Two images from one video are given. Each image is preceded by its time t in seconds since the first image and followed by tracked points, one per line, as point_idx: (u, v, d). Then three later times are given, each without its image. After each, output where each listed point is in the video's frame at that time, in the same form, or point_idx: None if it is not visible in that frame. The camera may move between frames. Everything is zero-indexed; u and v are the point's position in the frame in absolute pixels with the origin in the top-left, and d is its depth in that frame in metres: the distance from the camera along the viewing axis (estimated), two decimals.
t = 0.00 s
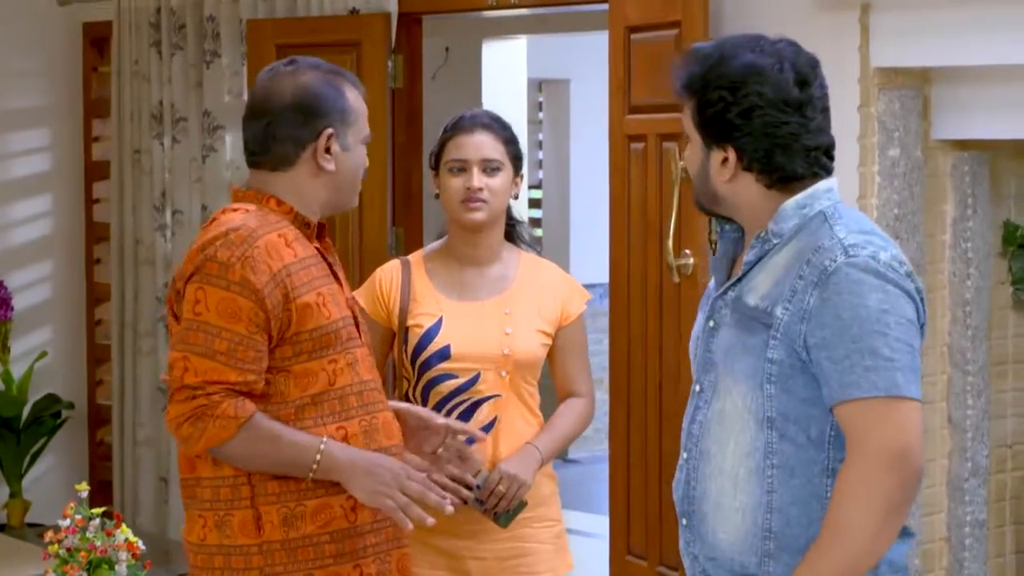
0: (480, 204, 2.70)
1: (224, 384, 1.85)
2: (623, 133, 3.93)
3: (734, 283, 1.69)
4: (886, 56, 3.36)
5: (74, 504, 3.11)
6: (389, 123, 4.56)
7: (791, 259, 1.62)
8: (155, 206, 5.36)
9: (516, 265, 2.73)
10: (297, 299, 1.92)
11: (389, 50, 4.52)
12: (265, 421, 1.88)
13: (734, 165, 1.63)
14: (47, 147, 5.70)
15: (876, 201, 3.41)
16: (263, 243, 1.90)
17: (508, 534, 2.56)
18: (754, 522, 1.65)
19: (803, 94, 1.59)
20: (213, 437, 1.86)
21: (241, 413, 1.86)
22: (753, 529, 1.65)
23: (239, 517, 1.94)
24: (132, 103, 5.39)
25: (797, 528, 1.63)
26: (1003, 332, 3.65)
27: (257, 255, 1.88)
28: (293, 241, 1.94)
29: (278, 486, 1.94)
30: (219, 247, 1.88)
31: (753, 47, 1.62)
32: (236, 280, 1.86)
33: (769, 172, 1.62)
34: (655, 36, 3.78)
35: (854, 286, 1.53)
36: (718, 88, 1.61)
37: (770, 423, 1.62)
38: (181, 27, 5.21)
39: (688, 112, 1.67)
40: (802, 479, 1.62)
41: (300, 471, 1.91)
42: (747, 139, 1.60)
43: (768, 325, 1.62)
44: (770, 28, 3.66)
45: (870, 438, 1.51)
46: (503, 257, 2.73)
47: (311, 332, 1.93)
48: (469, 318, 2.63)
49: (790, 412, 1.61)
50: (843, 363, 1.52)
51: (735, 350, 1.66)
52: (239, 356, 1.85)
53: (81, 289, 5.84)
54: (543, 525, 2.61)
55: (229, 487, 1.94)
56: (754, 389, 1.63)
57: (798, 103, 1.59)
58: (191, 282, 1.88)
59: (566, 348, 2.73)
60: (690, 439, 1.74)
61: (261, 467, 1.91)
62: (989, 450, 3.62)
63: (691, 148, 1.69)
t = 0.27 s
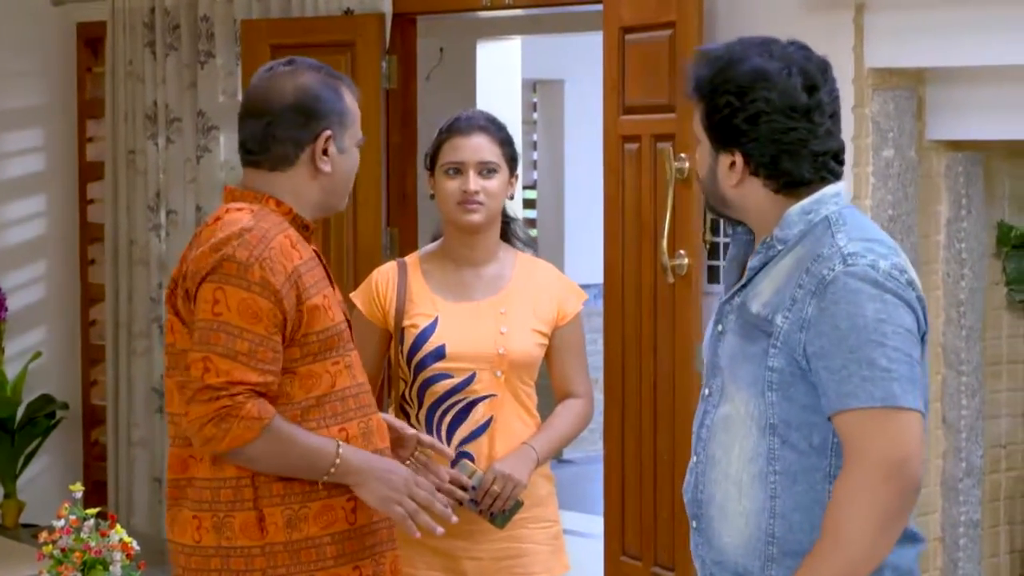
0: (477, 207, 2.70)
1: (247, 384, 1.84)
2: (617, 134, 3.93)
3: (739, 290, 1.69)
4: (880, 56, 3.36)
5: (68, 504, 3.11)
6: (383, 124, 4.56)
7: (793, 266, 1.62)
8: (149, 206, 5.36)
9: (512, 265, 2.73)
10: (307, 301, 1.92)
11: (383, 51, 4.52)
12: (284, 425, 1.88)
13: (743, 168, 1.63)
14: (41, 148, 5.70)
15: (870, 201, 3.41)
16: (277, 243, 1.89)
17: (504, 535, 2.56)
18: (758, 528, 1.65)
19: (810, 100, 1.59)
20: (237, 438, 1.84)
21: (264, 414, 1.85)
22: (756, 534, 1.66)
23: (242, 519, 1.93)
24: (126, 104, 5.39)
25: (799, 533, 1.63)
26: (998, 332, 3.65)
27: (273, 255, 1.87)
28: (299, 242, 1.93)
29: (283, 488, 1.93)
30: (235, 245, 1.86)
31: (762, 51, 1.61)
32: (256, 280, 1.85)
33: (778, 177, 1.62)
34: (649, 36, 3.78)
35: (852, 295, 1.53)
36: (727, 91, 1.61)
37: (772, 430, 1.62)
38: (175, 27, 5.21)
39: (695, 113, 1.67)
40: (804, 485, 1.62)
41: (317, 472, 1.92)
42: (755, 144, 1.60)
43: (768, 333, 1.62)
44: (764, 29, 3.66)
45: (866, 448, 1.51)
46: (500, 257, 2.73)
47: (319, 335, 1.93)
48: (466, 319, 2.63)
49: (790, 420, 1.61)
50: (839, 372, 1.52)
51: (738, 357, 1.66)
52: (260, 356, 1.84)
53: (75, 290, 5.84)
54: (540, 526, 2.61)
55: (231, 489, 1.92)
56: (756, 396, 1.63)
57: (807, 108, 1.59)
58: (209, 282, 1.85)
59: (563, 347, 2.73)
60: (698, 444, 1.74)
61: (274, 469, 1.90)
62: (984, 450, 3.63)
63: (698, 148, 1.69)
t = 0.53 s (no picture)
0: (474, 207, 2.70)
1: (267, 385, 1.83)
2: (613, 133, 3.94)
3: (740, 289, 1.69)
4: (876, 54, 3.37)
5: (65, 504, 3.11)
6: (380, 124, 4.57)
7: (795, 267, 1.62)
8: (146, 206, 5.35)
9: (510, 265, 2.73)
10: (312, 300, 1.91)
11: (380, 50, 4.52)
12: (301, 425, 1.88)
13: (748, 167, 1.63)
14: (39, 147, 5.72)
15: (868, 201, 3.40)
16: (285, 242, 1.88)
17: (501, 534, 2.56)
18: (754, 527, 1.66)
19: (818, 100, 1.58)
20: (261, 439, 1.84)
21: (285, 416, 1.85)
22: (752, 533, 1.66)
23: (245, 519, 1.92)
24: (123, 104, 5.39)
25: (795, 534, 1.63)
26: (995, 331, 3.65)
27: (284, 254, 1.87)
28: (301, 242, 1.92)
29: (287, 488, 1.93)
30: (248, 245, 1.84)
31: (770, 50, 1.60)
32: (270, 280, 1.84)
33: (783, 178, 1.62)
34: (646, 36, 3.79)
35: (850, 298, 1.54)
36: (733, 91, 1.60)
37: (769, 430, 1.63)
38: (172, 27, 5.21)
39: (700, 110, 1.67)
40: (801, 485, 1.62)
41: (335, 472, 1.93)
42: (761, 145, 1.60)
43: (768, 334, 1.62)
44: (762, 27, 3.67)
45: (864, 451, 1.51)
46: (498, 255, 2.73)
47: (321, 334, 1.93)
48: (464, 317, 2.63)
49: (788, 421, 1.61)
50: (837, 375, 1.52)
51: (738, 357, 1.67)
52: (276, 357, 1.84)
53: (72, 290, 5.82)
54: (537, 525, 2.61)
55: (233, 489, 1.92)
56: (755, 396, 1.63)
57: (814, 108, 1.58)
58: (223, 283, 1.83)
59: (562, 346, 2.72)
60: (698, 443, 1.74)
61: (284, 470, 1.90)
62: (981, 449, 3.63)
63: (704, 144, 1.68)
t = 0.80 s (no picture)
0: (473, 208, 2.70)
1: (278, 385, 1.83)
2: (612, 133, 3.94)
3: (747, 282, 1.69)
4: (876, 54, 3.37)
5: (64, 504, 3.11)
6: (379, 123, 4.57)
7: (809, 261, 1.61)
8: (144, 206, 5.35)
9: (510, 265, 2.73)
10: (316, 299, 1.92)
11: (379, 50, 4.52)
12: (310, 425, 1.88)
13: (766, 157, 1.62)
14: (38, 147, 5.72)
15: (867, 201, 3.40)
16: (290, 242, 1.88)
17: (501, 534, 2.56)
18: (751, 520, 1.65)
19: (844, 97, 1.59)
20: (274, 439, 1.84)
21: (296, 415, 1.85)
22: (748, 527, 1.66)
23: (248, 519, 1.92)
24: (121, 103, 5.39)
25: (793, 529, 1.63)
26: (994, 330, 3.66)
27: (289, 254, 1.87)
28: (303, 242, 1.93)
29: (291, 487, 1.93)
30: (255, 245, 1.84)
31: (800, 43, 1.60)
32: (278, 280, 1.84)
33: (801, 170, 1.62)
34: (645, 36, 3.79)
35: (871, 292, 1.53)
36: (759, 79, 1.59)
37: (775, 423, 1.62)
38: (170, 26, 5.21)
39: (717, 97, 1.65)
40: (802, 480, 1.62)
41: (341, 472, 1.93)
42: (785, 134, 1.59)
43: (780, 326, 1.62)
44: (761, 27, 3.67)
45: (882, 444, 1.50)
46: (498, 256, 2.73)
47: (324, 333, 1.93)
48: (465, 316, 2.63)
49: (796, 414, 1.61)
50: (857, 368, 1.52)
51: (745, 348, 1.66)
52: (285, 356, 1.84)
53: (70, 290, 5.82)
54: (537, 525, 2.61)
55: (237, 489, 1.92)
56: (763, 388, 1.63)
57: (839, 106, 1.58)
58: (230, 284, 1.83)
59: (561, 347, 2.72)
60: (694, 434, 1.74)
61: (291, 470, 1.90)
62: (980, 449, 3.63)
63: (715, 135, 1.67)
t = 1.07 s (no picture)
0: (466, 209, 2.70)
1: (270, 385, 1.83)
2: (608, 134, 3.94)
3: (749, 277, 1.66)
4: (872, 55, 3.36)
5: (59, 505, 3.10)
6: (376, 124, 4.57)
7: (816, 256, 1.59)
8: (140, 206, 5.35)
9: (504, 266, 2.73)
10: (306, 299, 1.91)
11: (375, 50, 4.52)
12: (302, 424, 1.88)
13: (770, 150, 1.60)
14: (34, 147, 5.70)
15: (862, 201, 3.41)
16: (279, 242, 1.88)
17: (495, 535, 2.56)
18: (750, 516, 1.63)
19: (850, 94, 1.58)
20: (267, 439, 1.84)
21: (288, 414, 1.85)
22: (747, 522, 1.63)
23: (242, 519, 1.92)
24: (116, 104, 5.39)
25: (793, 525, 1.61)
26: (989, 331, 3.65)
27: (278, 254, 1.87)
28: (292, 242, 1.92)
29: (284, 487, 1.93)
30: (243, 247, 1.84)
31: (810, 39, 1.59)
32: (267, 280, 1.84)
33: (805, 163, 1.60)
34: (641, 36, 3.79)
35: (886, 287, 1.51)
36: (770, 71, 1.58)
37: (779, 418, 1.60)
38: (166, 27, 5.20)
39: (719, 90, 1.64)
40: (803, 476, 1.60)
41: (335, 471, 1.93)
42: (793, 125, 1.57)
43: (788, 320, 1.59)
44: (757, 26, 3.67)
45: (896, 440, 1.48)
46: (491, 257, 2.73)
47: (315, 333, 1.93)
48: (458, 317, 2.63)
49: (802, 410, 1.59)
50: (874, 363, 1.50)
51: (748, 342, 1.63)
52: (277, 356, 1.84)
53: (66, 290, 5.83)
54: (531, 526, 2.61)
55: (230, 489, 1.92)
56: (769, 382, 1.60)
57: (844, 101, 1.58)
58: (219, 285, 1.82)
59: (555, 348, 2.72)
60: (690, 428, 1.71)
61: (283, 470, 1.90)
62: (976, 450, 3.63)
63: (713, 130, 1.66)
